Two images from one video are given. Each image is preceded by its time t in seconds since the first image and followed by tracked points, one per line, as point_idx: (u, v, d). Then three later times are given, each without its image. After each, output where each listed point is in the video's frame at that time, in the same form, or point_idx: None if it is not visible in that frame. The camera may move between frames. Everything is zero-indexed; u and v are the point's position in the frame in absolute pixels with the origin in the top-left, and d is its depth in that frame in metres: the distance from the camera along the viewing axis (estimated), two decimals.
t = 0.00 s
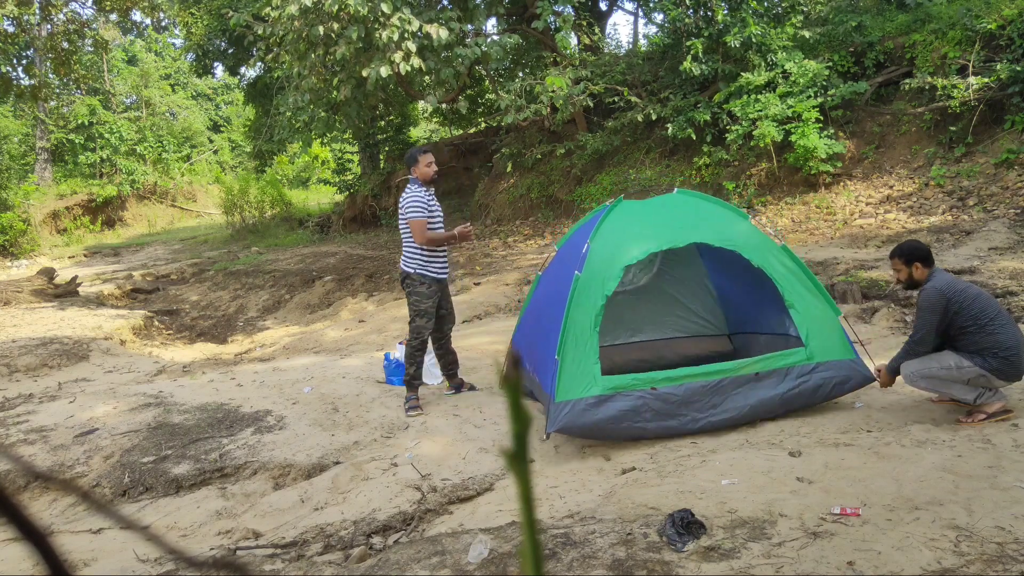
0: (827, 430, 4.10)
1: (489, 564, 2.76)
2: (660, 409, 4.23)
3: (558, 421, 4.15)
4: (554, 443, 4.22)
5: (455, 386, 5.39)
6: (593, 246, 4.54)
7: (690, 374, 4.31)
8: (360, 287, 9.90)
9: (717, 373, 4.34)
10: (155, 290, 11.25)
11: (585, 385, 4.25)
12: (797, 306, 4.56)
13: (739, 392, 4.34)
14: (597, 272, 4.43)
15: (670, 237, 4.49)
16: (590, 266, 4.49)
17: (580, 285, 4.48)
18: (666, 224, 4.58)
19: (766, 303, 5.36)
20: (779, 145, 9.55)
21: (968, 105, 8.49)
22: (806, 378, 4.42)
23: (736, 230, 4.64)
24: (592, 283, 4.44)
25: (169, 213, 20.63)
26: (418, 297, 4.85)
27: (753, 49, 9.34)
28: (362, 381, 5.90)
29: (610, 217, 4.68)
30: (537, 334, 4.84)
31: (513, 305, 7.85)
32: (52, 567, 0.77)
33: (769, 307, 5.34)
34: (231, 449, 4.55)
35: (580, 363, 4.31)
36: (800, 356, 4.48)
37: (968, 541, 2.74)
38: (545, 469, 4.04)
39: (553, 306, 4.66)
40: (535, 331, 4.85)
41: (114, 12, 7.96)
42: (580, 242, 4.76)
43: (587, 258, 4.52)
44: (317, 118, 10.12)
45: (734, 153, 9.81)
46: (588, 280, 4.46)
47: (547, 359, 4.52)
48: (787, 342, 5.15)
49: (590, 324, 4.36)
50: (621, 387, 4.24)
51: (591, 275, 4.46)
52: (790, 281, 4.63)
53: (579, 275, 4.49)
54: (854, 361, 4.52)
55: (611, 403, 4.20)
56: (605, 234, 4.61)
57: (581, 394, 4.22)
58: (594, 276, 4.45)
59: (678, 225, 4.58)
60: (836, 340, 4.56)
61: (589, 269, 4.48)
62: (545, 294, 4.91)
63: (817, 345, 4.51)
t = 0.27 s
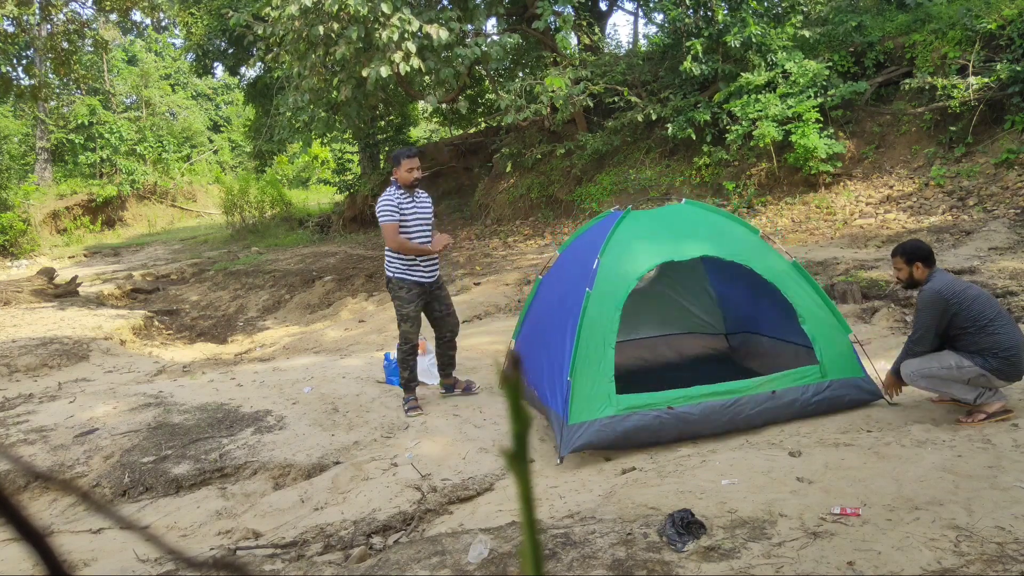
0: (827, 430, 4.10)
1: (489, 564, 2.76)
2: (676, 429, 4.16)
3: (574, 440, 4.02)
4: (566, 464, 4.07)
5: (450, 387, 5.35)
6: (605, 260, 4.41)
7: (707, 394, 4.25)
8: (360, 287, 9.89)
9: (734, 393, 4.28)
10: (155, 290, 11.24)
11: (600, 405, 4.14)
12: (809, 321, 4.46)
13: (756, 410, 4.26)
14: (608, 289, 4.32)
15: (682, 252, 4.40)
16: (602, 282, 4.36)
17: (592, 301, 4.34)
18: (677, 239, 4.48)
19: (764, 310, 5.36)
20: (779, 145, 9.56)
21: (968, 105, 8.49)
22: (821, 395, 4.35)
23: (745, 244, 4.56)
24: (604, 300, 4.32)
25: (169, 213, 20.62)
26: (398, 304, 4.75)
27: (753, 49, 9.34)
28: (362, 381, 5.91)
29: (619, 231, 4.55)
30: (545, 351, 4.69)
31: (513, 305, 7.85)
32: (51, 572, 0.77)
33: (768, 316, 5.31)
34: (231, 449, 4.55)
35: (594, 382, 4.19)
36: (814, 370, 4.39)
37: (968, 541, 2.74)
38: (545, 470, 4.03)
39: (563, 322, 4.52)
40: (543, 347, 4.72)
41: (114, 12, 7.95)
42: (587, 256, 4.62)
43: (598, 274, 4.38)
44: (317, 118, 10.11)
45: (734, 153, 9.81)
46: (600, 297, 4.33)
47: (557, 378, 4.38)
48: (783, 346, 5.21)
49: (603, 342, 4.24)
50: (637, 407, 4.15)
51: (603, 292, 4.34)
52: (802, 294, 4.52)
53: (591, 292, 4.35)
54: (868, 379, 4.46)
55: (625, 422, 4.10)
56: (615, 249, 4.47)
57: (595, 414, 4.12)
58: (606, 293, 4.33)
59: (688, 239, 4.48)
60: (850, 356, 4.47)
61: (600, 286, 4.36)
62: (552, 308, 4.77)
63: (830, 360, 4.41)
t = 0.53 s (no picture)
0: (827, 430, 4.10)
1: (489, 564, 2.76)
2: (677, 435, 4.16)
3: (576, 451, 3.99)
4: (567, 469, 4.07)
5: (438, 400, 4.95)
6: (607, 268, 4.37)
7: (707, 399, 4.24)
8: (360, 287, 9.89)
9: (734, 397, 4.27)
10: (155, 290, 11.24)
11: (602, 415, 4.13)
12: (810, 325, 4.45)
13: (755, 414, 4.28)
14: (611, 297, 4.29)
15: (684, 260, 4.37)
16: (604, 290, 4.32)
17: (594, 310, 4.30)
18: (679, 246, 4.45)
19: (763, 310, 5.37)
20: (779, 145, 9.56)
21: (968, 105, 8.49)
22: (822, 399, 4.35)
23: (747, 250, 4.53)
24: (607, 309, 4.29)
25: (169, 213, 20.61)
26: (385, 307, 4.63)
27: (753, 49, 9.34)
28: (362, 381, 5.90)
29: (620, 237, 4.51)
30: (546, 358, 4.67)
31: (513, 306, 7.85)
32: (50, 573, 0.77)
33: (768, 317, 5.33)
34: (231, 449, 4.55)
35: (596, 392, 4.17)
36: (814, 374, 4.39)
37: (968, 541, 2.74)
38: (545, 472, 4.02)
39: (564, 330, 4.49)
40: (543, 354, 4.69)
41: (114, 13, 7.95)
42: (588, 263, 4.57)
43: (600, 282, 4.34)
44: (317, 118, 10.11)
45: (734, 153, 9.81)
46: (603, 306, 4.30)
47: (559, 387, 4.36)
48: (783, 347, 5.23)
49: (605, 351, 4.22)
50: (638, 416, 4.14)
51: (605, 300, 4.30)
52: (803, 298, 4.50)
53: (593, 300, 4.31)
54: (868, 380, 4.46)
55: (627, 430, 4.09)
56: (617, 256, 4.43)
57: (597, 423, 4.10)
58: (608, 302, 4.30)
59: (690, 246, 4.45)
60: (849, 358, 4.47)
61: (603, 294, 4.32)
62: (552, 314, 4.74)
63: (830, 364, 4.41)
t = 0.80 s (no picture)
0: (827, 430, 4.11)
1: (490, 564, 2.76)
2: (675, 436, 4.16)
3: (576, 452, 3.99)
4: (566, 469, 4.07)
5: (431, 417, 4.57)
6: (607, 268, 4.37)
7: (705, 400, 4.24)
8: (360, 287, 9.88)
9: (731, 399, 4.28)
10: (155, 290, 11.24)
11: (601, 415, 4.14)
12: (809, 325, 4.46)
13: (755, 415, 4.28)
14: (611, 298, 4.29)
15: (683, 260, 4.37)
16: (604, 290, 4.32)
17: (594, 310, 4.30)
18: (678, 246, 4.45)
19: (761, 311, 5.38)
20: (779, 145, 9.56)
21: (968, 105, 8.49)
22: (821, 400, 4.36)
23: (747, 251, 4.52)
24: (606, 308, 4.29)
25: (169, 213, 20.60)
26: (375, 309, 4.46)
27: (753, 49, 9.33)
28: (362, 381, 5.90)
29: (620, 237, 4.51)
30: (545, 358, 4.67)
31: (513, 306, 7.85)
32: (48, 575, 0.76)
33: (766, 318, 5.34)
34: (231, 449, 4.55)
35: (595, 392, 4.18)
36: (813, 375, 4.39)
37: (968, 541, 2.74)
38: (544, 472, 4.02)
39: (564, 331, 4.49)
40: (543, 354, 4.70)
41: (114, 13, 7.95)
42: (588, 263, 4.57)
43: (600, 282, 4.34)
44: (317, 118, 10.10)
45: (734, 153, 9.80)
46: (602, 306, 4.29)
47: (558, 387, 4.36)
48: (783, 348, 5.23)
49: (604, 351, 4.22)
50: (637, 417, 4.14)
51: (605, 300, 4.30)
52: (803, 299, 4.51)
53: (593, 300, 4.30)
54: (867, 380, 4.46)
55: (626, 431, 4.10)
56: (617, 255, 4.43)
57: (596, 424, 4.11)
58: (608, 302, 4.30)
59: (689, 246, 4.45)
60: (848, 358, 4.47)
61: (602, 294, 4.32)
62: (551, 314, 4.74)
63: (829, 364, 4.41)
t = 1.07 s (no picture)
0: (827, 430, 4.11)
1: (490, 564, 2.76)
2: (675, 437, 4.16)
3: (575, 453, 3.99)
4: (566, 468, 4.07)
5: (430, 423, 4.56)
6: (607, 267, 4.37)
7: (704, 401, 4.25)
8: (360, 287, 9.88)
9: (730, 399, 4.28)
10: (155, 290, 11.24)
11: (600, 416, 4.13)
12: (808, 326, 4.46)
13: (754, 415, 4.28)
14: (611, 297, 4.29)
15: (683, 259, 4.37)
16: (604, 290, 4.32)
17: (594, 310, 4.30)
18: (678, 246, 4.45)
19: (759, 312, 5.40)
20: (779, 145, 9.55)
21: (968, 105, 8.49)
22: (821, 400, 4.36)
23: (746, 251, 4.52)
24: (606, 308, 4.29)
25: (169, 213, 20.60)
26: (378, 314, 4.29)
27: (753, 49, 9.33)
28: (362, 381, 5.90)
29: (620, 237, 4.51)
30: (545, 358, 4.67)
31: (513, 306, 7.85)
32: None
33: (765, 319, 5.36)
34: (231, 449, 4.55)
35: (595, 392, 4.18)
36: (812, 376, 4.39)
37: (968, 541, 2.74)
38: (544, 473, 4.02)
39: (564, 330, 4.49)
40: (543, 354, 4.70)
41: (114, 13, 7.96)
42: (588, 263, 4.57)
43: (600, 282, 4.34)
44: (317, 118, 10.09)
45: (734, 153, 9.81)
46: (602, 306, 4.29)
47: (558, 387, 4.36)
48: (783, 348, 5.23)
49: (604, 351, 4.22)
50: (636, 418, 4.14)
51: (605, 300, 4.30)
52: (802, 300, 4.50)
53: (592, 300, 4.30)
54: (867, 380, 4.46)
55: (626, 431, 4.10)
56: (617, 255, 4.43)
57: (596, 424, 4.10)
58: (608, 302, 4.29)
59: (689, 246, 4.46)
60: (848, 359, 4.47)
61: (602, 294, 4.32)
62: (551, 314, 4.74)
63: (828, 364, 4.42)
